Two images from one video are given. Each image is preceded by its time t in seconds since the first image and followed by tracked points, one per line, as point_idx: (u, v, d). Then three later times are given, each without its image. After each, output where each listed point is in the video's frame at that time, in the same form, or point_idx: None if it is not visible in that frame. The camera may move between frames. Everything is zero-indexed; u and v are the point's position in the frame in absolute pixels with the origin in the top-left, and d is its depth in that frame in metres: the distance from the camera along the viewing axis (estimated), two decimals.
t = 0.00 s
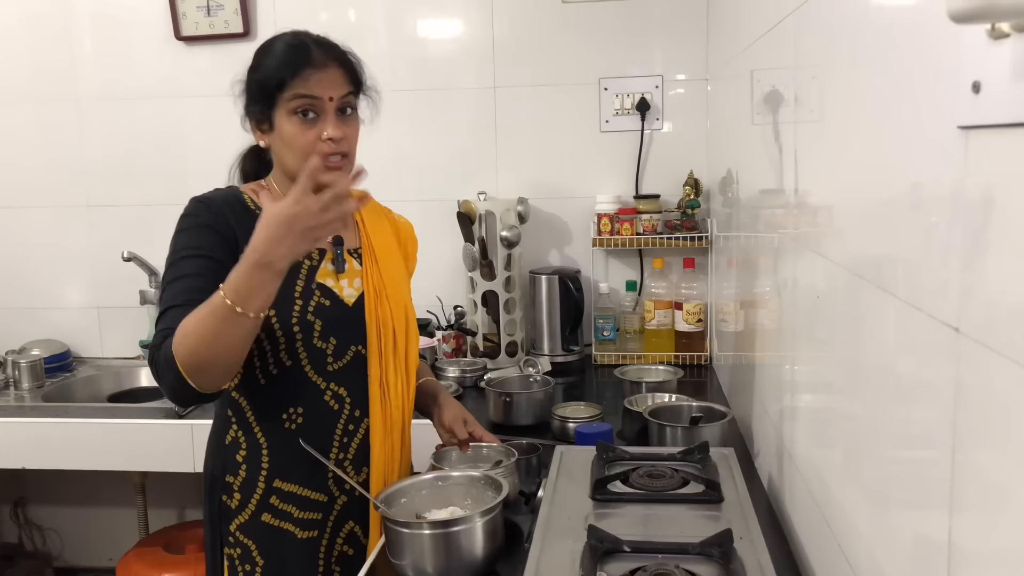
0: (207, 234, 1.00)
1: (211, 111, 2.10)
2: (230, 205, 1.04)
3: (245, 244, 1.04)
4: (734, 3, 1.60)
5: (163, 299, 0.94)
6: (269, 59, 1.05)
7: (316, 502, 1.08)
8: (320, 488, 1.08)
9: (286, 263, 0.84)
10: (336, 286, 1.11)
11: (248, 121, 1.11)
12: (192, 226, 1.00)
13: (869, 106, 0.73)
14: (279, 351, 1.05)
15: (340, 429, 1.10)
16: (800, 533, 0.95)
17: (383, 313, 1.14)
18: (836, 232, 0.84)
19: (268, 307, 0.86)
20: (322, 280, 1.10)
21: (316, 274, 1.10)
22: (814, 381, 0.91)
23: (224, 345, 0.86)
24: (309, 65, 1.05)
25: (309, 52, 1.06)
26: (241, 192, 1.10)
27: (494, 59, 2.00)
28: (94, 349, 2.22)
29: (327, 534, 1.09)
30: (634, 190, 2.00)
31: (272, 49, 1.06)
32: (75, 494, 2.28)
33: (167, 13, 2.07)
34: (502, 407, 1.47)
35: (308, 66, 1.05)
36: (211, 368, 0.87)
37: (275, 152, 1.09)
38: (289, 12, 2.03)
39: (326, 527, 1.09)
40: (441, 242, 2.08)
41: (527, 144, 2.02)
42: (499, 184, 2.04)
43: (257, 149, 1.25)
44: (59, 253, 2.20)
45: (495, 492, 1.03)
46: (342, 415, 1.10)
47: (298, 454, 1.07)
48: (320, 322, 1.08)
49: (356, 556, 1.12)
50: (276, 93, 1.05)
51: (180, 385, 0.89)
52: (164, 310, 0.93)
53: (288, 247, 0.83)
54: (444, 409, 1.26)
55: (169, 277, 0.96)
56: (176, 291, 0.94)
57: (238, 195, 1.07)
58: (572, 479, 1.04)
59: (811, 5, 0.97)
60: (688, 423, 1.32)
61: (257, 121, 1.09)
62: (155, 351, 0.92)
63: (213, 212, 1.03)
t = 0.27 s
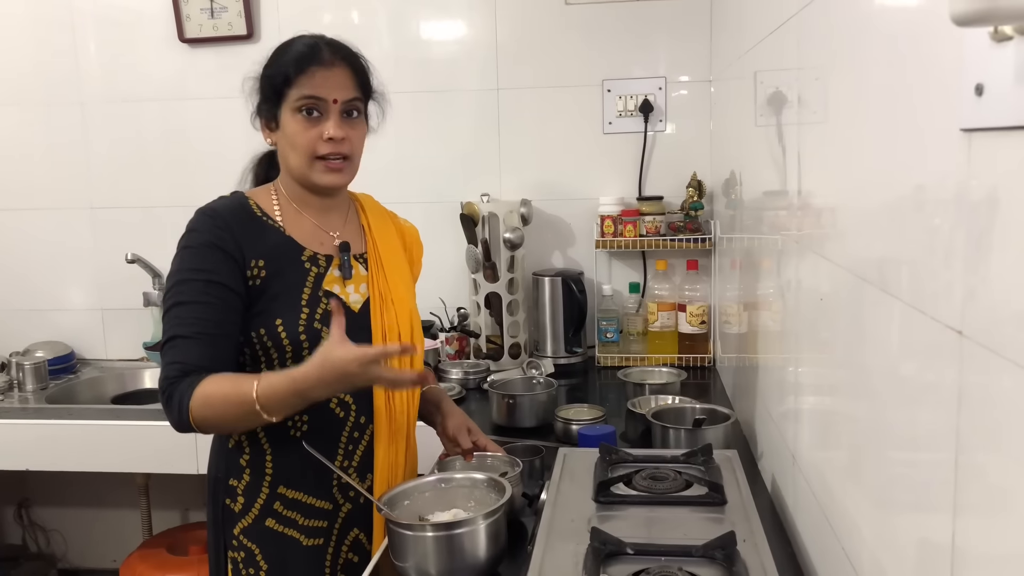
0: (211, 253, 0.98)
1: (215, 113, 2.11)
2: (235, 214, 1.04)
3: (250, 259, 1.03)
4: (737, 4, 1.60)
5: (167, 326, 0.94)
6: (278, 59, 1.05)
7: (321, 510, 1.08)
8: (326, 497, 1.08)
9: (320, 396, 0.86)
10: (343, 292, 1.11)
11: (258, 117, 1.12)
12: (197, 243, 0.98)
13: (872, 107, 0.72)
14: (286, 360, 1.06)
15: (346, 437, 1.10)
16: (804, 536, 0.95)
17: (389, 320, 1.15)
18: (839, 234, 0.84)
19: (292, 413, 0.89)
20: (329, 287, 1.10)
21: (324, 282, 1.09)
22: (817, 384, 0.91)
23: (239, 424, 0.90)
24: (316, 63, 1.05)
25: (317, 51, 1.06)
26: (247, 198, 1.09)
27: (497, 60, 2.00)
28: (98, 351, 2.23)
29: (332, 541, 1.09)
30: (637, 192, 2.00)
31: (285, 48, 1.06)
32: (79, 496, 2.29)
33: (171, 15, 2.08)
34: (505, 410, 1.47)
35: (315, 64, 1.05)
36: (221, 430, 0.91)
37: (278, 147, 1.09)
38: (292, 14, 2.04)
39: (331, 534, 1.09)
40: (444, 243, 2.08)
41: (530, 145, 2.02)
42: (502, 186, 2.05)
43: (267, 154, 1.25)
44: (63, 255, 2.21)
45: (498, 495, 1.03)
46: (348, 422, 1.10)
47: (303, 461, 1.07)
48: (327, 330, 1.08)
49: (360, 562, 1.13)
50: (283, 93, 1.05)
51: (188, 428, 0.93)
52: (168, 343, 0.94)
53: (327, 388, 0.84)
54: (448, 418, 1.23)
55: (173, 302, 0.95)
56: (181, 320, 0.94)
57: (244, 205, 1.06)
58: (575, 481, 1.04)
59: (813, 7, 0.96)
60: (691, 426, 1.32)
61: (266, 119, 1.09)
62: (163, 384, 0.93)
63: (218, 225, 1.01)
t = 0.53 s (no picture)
0: (213, 258, 0.98)
1: (218, 114, 2.11)
2: (238, 218, 1.04)
3: (253, 264, 1.03)
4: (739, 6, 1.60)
5: (169, 330, 0.95)
6: (278, 61, 1.06)
7: (323, 515, 1.08)
8: (328, 502, 1.08)
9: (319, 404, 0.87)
10: (345, 297, 1.11)
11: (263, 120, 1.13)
12: (199, 248, 0.98)
13: (876, 108, 0.72)
14: (288, 365, 1.06)
15: (347, 443, 1.10)
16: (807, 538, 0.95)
17: (391, 325, 1.15)
18: (842, 236, 0.84)
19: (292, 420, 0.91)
20: (332, 292, 1.09)
21: (326, 287, 1.09)
22: (820, 386, 0.91)
23: (242, 429, 0.92)
24: (315, 62, 1.05)
25: (317, 50, 1.06)
26: (251, 202, 1.08)
27: (499, 62, 2.00)
28: (101, 352, 2.23)
29: (335, 546, 1.09)
30: (640, 193, 2.00)
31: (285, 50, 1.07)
32: (81, 497, 2.29)
33: (174, 17, 2.08)
34: (508, 411, 1.46)
35: (314, 62, 1.06)
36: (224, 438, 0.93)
37: (281, 149, 1.10)
38: (295, 16, 2.04)
39: (333, 539, 1.09)
40: (446, 245, 2.08)
41: (532, 147, 2.02)
42: (504, 188, 2.05)
43: (275, 165, 1.25)
44: (66, 256, 2.21)
45: (500, 496, 1.03)
46: (349, 428, 1.10)
47: (305, 466, 1.07)
48: (329, 335, 1.08)
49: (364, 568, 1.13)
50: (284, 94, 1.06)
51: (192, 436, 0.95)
52: (170, 348, 0.95)
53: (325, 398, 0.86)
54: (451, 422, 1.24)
55: (175, 306, 0.95)
56: (183, 326, 0.95)
57: (247, 208, 1.06)
58: (578, 483, 1.04)
59: (816, 8, 0.96)
60: (694, 427, 1.31)
61: (269, 123, 1.11)
62: (166, 388, 0.94)
63: (221, 230, 1.01)
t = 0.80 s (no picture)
0: (211, 259, 0.98)
1: (220, 116, 2.11)
2: (236, 219, 1.03)
3: (252, 265, 1.03)
4: (742, 7, 1.60)
5: (168, 331, 0.95)
6: (281, 56, 1.06)
7: (326, 519, 1.08)
8: (330, 506, 1.08)
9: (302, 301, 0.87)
10: (347, 297, 1.11)
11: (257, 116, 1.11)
12: (197, 250, 0.98)
13: (878, 109, 0.72)
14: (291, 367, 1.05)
15: (350, 445, 1.10)
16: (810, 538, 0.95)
17: (393, 325, 1.15)
18: (845, 237, 0.83)
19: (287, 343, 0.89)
20: (333, 293, 1.10)
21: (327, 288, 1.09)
22: (823, 387, 0.91)
23: (242, 386, 0.89)
24: (322, 57, 1.06)
25: (322, 45, 1.07)
26: (247, 202, 1.08)
27: (501, 63, 2.00)
28: (104, 353, 2.23)
29: (337, 550, 1.09)
30: (642, 195, 2.00)
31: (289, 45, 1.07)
32: (84, 498, 2.29)
33: (177, 18, 2.09)
34: (510, 413, 1.46)
35: (320, 58, 1.06)
36: (230, 406, 0.90)
37: (281, 143, 1.08)
38: (297, 17, 2.04)
39: (336, 542, 1.09)
40: (448, 246, 2.08)
41: (534, 148, 2.02)
42: (506, 189, 2.05)
43: (262, 165, 1.24)
44: (69, 257, 2.21)
45: (503, 498, 1.03)
46: (352, 430, 1.10)
47: (308, 470, 1.07)
48: (331, 336, 1.08)
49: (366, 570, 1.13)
50: (288, 89, 1.06)
51: (196, 422, 0.91)
52: (169, 347, 0.94)
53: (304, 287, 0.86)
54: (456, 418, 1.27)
55: (173, 307, 0.95)
56: (182, 326, 0.94)
57: (244, 210, 1.05)
58: (580, 484, 1.04)
59: (819, 9, 0.96)
60: (696, 429, 1.31)
61: (266, 117, 1.09)
62: (163, 389, 0.93)
63: (218, 232, 1.01)
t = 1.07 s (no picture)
0: (207, 261, 0.97)
1: (222, 117, 2.12)
2: (232, 220, 1.02)
3: (249, 266, 1.02)
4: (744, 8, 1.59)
5: (160, 337, 0.94)
6: (265, 53, 1.07)
7: (327, 521, 1.08)
8: (331, 508, 1.08)
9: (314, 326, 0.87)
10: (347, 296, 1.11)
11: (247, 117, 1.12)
12: (190, 253, 0.97)
13: (880, 110, 0.72)
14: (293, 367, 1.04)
15: (351, 445, 1.10)
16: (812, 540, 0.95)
17: (393, 323, 1.15)
18: (847, 239, 0.83)
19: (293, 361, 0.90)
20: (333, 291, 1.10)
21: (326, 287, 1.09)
22: (825, 388, 0.91)
23: (244, 399, 0.89)
24: (305, 49, 1.07)
25: (306, 38, 1.08)
26: (243, 202, 1.07)
27: (503, 64, 2.00)
28: (106, 355, 2.24)
29: (336, 553, 1.09)
30: (644, 196, 2.00)
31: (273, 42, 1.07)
32: (86, 499, 2.30)
33: (179, 20, 2.09)
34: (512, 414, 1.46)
35: (304, 50, 1.07)
36: (228, 416, 0.91)
37: (272, 142, 1.09)
38: (299, 18, 2.04)
39: (336, 544, 1.09)
40: (450, 247, 2.08)
41: (536, 149, 2.02)
42: (508, 190, 2.05)
43: (256, 168, 1.23)
44: (71, 259, 2.22)
45: (504, 499, 1.03)
46: (353, 430, 1.10)
47: (309, 471, 1.06)
48: (333, 336, 1.08)
49: (365, 571, 1.13)
50: (274, 84, 1.06)
51: (190, 430, 0.92)
52: (160, 353, 0.93)
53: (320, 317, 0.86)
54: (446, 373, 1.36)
55: (167, 312, 0.94)
56: (174, 331, 0.93)
57: (240, 209, 1.05)
58: (583, 486, 1.04)
59: (821, 9, 0.96)
60: (698, 430, 1.31)
61: (256, 116, 1.09)
62: (158, 395, 0.93)
63: (213, 233, 1.00)
